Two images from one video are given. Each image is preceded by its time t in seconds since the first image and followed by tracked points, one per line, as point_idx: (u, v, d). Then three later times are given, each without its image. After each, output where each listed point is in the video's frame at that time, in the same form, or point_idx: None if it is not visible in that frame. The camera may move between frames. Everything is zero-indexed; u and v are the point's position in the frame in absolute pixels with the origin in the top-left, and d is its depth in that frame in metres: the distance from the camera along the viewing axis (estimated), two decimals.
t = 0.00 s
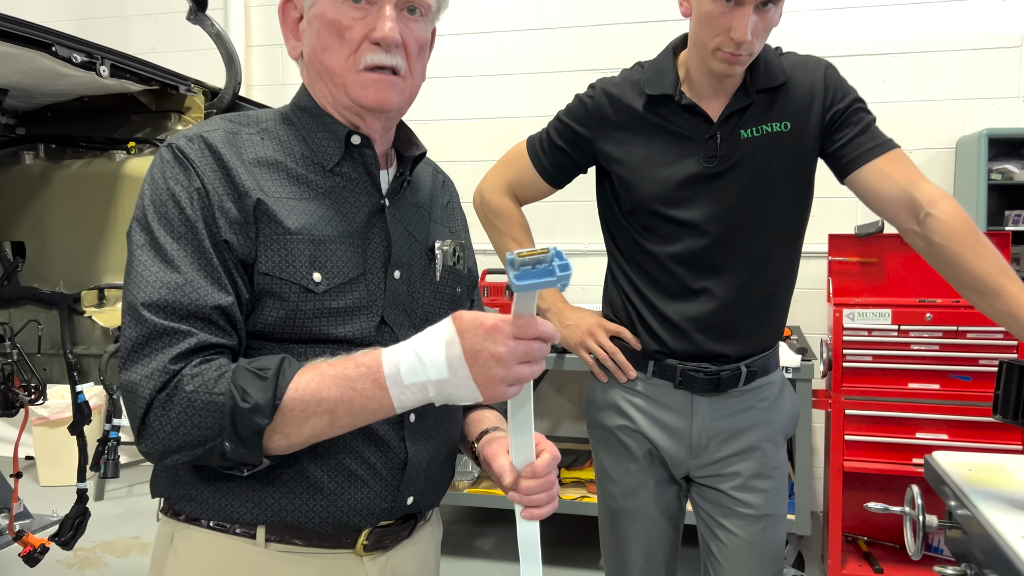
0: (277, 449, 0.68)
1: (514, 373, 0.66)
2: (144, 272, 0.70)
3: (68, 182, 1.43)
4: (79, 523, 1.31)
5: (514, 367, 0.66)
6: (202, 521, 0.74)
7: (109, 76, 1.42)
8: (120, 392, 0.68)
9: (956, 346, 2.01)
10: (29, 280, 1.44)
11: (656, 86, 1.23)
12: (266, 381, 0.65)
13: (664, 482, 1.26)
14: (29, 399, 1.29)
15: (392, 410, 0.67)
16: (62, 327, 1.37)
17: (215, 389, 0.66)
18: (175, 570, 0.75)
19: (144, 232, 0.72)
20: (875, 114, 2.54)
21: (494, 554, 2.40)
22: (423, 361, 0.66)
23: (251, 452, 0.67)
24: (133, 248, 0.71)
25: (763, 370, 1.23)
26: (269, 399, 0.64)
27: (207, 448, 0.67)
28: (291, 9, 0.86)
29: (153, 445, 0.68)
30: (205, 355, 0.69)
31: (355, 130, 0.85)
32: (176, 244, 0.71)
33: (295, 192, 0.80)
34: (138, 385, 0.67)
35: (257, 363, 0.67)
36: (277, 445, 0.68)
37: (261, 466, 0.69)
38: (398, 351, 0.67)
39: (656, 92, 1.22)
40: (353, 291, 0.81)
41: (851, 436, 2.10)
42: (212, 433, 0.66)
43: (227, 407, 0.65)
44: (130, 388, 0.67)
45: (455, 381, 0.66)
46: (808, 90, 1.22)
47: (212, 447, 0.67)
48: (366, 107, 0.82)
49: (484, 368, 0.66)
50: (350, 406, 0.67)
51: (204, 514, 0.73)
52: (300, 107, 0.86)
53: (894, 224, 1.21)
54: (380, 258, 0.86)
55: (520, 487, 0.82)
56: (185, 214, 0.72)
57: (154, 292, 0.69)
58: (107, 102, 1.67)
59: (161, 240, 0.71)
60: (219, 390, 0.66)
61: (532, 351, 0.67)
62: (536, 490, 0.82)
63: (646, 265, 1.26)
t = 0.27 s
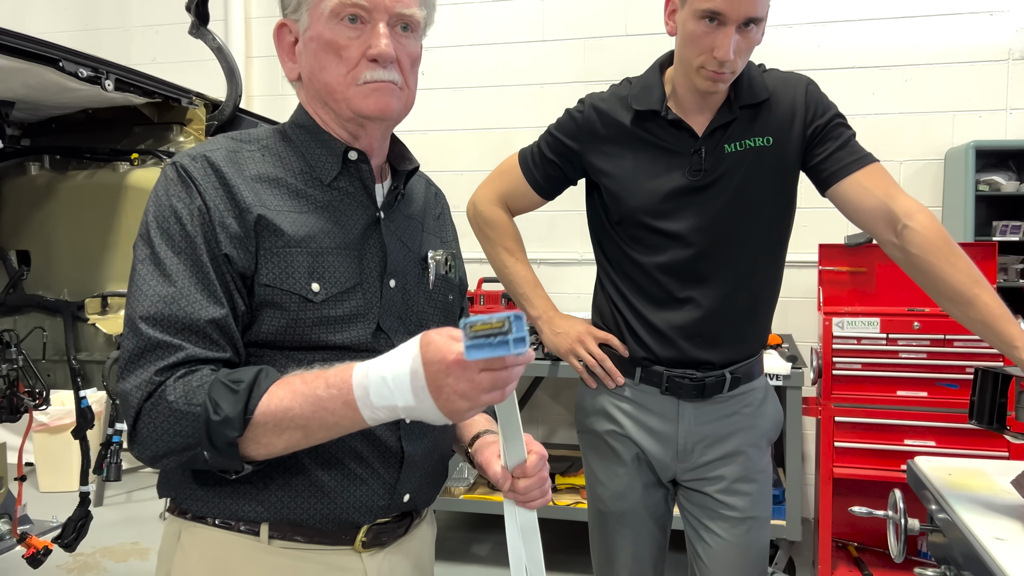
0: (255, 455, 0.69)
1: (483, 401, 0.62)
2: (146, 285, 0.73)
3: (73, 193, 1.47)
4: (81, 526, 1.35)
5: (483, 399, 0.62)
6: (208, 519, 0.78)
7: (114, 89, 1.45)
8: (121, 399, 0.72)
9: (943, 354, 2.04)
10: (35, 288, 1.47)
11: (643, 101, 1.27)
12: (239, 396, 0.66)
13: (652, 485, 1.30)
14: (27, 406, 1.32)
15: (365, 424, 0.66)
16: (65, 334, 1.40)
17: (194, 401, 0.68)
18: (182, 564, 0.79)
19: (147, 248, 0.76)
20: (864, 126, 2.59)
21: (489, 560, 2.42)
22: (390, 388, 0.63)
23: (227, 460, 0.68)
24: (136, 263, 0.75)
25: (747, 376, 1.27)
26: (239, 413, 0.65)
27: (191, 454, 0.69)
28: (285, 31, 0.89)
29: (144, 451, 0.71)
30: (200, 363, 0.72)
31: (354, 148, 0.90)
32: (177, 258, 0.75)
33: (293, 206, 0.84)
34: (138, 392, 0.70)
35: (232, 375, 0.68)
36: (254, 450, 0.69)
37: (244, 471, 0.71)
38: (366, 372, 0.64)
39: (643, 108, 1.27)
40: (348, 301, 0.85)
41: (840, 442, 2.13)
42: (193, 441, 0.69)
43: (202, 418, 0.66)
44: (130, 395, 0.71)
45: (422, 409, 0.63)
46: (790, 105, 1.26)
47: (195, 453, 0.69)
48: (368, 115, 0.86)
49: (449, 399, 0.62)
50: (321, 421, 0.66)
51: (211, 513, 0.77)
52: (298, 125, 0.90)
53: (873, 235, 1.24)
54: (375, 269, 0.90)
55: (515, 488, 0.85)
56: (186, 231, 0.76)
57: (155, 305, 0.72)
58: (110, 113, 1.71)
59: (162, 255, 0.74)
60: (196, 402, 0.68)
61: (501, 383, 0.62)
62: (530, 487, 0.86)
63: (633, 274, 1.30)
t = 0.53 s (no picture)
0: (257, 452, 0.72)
1: (471, 382, 0.66)
2: (153, 293, 0.76)
3: (77, 201, 1.49)
4: (85, 529, 1.37)
5: (470, 380, 0.66)
6: (218, 518, 0.81)
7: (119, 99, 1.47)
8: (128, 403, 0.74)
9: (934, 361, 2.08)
10: (38, 294, 1.50)
11: (637, 113, 1.31)
12: (238, 393, 0.69)
13: (646, 487, 1.33)
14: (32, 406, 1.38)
15: (362, 414, 0.70)
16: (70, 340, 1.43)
17: (197, 401, 0.71)
18: (192, 562, 0.81)
19: (154, 257, 0.78)
20: (855, 135, 2.63)
21: (486, 565, 2.44)
22: (383, 373, 0.67)
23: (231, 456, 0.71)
24: (143, 273, 0.77)
25: (739, 380, 1.30)
26: (241, 410, 0.68)
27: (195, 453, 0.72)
28: (289, 44, 0.92)
29: (149, 453, 0.74)
30: (201, 368, 0.75)
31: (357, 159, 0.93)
32: (183, 267, 0.77)
33: (297, 216, 0.87)
34: (144, 395, 0.72)
35: (232, 375, 0.71)
36: (257, 446, 0.72)
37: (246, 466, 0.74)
38: (360, 363, 0.69)
39: (637, 119, 1.30)
40: (350, 307, 0.88)
41: (832, 447, 2.16)
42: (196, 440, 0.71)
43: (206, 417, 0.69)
44: (137, 399, 0.73)
45: (413, 392, 0.67)
46: (780, 116, 1.29)
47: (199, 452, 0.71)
48: (376, 126, 0.89)
49: (438, 382, 0.66)
50: (319, 414, 0.70)
51: (220, 512, 0.80)
52: (302, 137, 0.93)
53: (861, 243, 1.28)
54: (377, 275, 0.93)
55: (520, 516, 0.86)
56: (192, 241, 0.78)
57: (160, 313, 0.74)
58: (113, 122, 1.73)
59: (168, 263, 0.77)
60: (200, 401, 0.71)
61: (486, 365, 0.66)
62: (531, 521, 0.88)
63: (628, 281, 1.33)
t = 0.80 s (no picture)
0: (289, 436, 0.75)
1: (488, 338, 0.75)
2: (179, 292, 0.78)
3: (86, 206, 1.51)
4: (93, 530, 1.38)
5: (487, 333, 0.75)
6: (237, 513, 0.83)
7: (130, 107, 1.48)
8: (158, 398, 0.76)
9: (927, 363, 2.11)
10: (47, 298, 1.51)
11: (640, 120, 1.34)
12: (273, 374, 0.73)
13: (649, 486, 1.35)
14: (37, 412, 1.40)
15: (386, 387, 0.75)
16: (80, 343, 1.45)
17: (230, 385, 0.73)
18: (212, 556, 0.83)
19: (179, 259, 0.81)
20: (848, 142, 2.67)
21: (486, 567, 2.46)
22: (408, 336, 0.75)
23: (267, 440, 0.73)
24: (168, 274, 0.79)
25: (739, 381, 1.33)
26: (278, 389, 0.72)
27: (227, 440, 0.73)
28: (309, 51, 0.93)
29: (180, 446, 0.74)
30: (227, 359, 0.76)
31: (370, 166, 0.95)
32: (207, 269, 0.79)
33: (314, 220, 0.89)
34: (176, 387, 0.74)
35: (264, 360, 0.74)
36: (288, 430, 0.74)
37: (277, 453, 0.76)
38: (385, 336, 0.75)
39: (641, 126, 1.33)
40: (365, 308, 0.90)
41: (828, 450, 2.18)
42: (230, 426, 0.73)
43: (242, 398, 0.72)
44: (167, 393, 0.75)
45: (435, 350, 0.75)
46: (779, 124, 1.33)
47: (232, 439, 0.73)
48: (394, 137, 0.92)
49: (460, 333, 0.75)
50: (348, 387, 0.74)
51: (240, 507, 0.82)
52: (317, 144, 0.95)
53: (858, 248, 1.31)
54: (391, 277, 0.95)
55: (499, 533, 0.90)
56: (216, 242, 0.80)
57: (187, 312, 0.77)
58: (120, 129, 1.74)
59: (194, 265, 0.79)
60: (233, 386, 0.73)
61: (502, 316, 0.76)
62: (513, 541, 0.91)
63: (631, 284, 1.36)
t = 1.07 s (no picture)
0: (330, 415, 0.77)
1: (508, 300, 0.81)
2: (216, 288, 0.81)
3: (96, 212, 1.54)
4: (106, 530, 1.40)
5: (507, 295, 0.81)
6: (260, 509, 0.85)
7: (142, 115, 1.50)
8: (201, 388, 0.78)
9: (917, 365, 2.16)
10: (58, 303, 1.53)
11: (644, 128, 1.38)
12: (318, 354, 0.75)
13: (651, 484, 1.39)
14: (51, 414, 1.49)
15: (419, 357, 0.77)
16: (93, 347, 1.47)
17: (273, 368, 0.75)
18: (235, 551, 0.86)
19: (210, 259, 0.83)
20: (839, 148, 2.73)
21: (485, 568, 2.48)
22: (437, 308, 0.78)
23: (311, 418, 0.75)
24: (201, 273, 0.82)
25: (739, 382, 1.37)
26: (321, 365, 0.74)
27: (274, 422, 0.76)
28: (357, 61, 0.90)
29: (226, 433, 0.77)
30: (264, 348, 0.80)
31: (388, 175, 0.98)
32: (242, 266, 0.83)
33: (334, 226, 0.92)
34: (222, 373, 0.77)
35: (304, 342, 0.76)
36: (330, 410, 0.77)
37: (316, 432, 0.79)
38: (414, 311, 0.78)
39: (644, 134, 1.37)
40: (383, 310, 0.93)
41: (821, 450, 2.22)
42: (275, 408, 0.75)
43: (287, 378, 0.74)
44: (212, 382, 0.77)
45: (462, 315, 0.78)
46: (777, 134, 1.37)
47: (278, 421, 0.76)
48: (431, 161, 0.95)
49: (484, 297, 0.79)
50: (384, 360, 0.77)
51: (262, 503, 0.85)
52: (335, 154, 0.98)
53: (853, 253, 1.35)
54: (406, 283, 0.98)
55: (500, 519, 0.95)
56: (247, 243, 0.84)
57: (224, 307, 0.80)
58: (127, 136, 1.74)
59: (226, 263, 0.82)
60: (276, 368, 0.75)
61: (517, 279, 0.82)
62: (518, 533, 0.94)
63: (634, 287, 1.39)
